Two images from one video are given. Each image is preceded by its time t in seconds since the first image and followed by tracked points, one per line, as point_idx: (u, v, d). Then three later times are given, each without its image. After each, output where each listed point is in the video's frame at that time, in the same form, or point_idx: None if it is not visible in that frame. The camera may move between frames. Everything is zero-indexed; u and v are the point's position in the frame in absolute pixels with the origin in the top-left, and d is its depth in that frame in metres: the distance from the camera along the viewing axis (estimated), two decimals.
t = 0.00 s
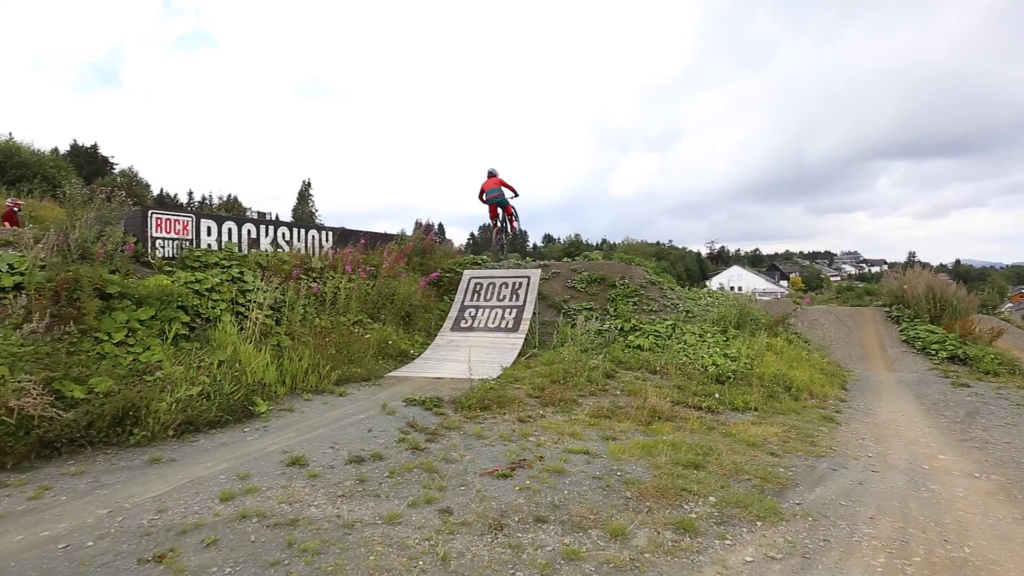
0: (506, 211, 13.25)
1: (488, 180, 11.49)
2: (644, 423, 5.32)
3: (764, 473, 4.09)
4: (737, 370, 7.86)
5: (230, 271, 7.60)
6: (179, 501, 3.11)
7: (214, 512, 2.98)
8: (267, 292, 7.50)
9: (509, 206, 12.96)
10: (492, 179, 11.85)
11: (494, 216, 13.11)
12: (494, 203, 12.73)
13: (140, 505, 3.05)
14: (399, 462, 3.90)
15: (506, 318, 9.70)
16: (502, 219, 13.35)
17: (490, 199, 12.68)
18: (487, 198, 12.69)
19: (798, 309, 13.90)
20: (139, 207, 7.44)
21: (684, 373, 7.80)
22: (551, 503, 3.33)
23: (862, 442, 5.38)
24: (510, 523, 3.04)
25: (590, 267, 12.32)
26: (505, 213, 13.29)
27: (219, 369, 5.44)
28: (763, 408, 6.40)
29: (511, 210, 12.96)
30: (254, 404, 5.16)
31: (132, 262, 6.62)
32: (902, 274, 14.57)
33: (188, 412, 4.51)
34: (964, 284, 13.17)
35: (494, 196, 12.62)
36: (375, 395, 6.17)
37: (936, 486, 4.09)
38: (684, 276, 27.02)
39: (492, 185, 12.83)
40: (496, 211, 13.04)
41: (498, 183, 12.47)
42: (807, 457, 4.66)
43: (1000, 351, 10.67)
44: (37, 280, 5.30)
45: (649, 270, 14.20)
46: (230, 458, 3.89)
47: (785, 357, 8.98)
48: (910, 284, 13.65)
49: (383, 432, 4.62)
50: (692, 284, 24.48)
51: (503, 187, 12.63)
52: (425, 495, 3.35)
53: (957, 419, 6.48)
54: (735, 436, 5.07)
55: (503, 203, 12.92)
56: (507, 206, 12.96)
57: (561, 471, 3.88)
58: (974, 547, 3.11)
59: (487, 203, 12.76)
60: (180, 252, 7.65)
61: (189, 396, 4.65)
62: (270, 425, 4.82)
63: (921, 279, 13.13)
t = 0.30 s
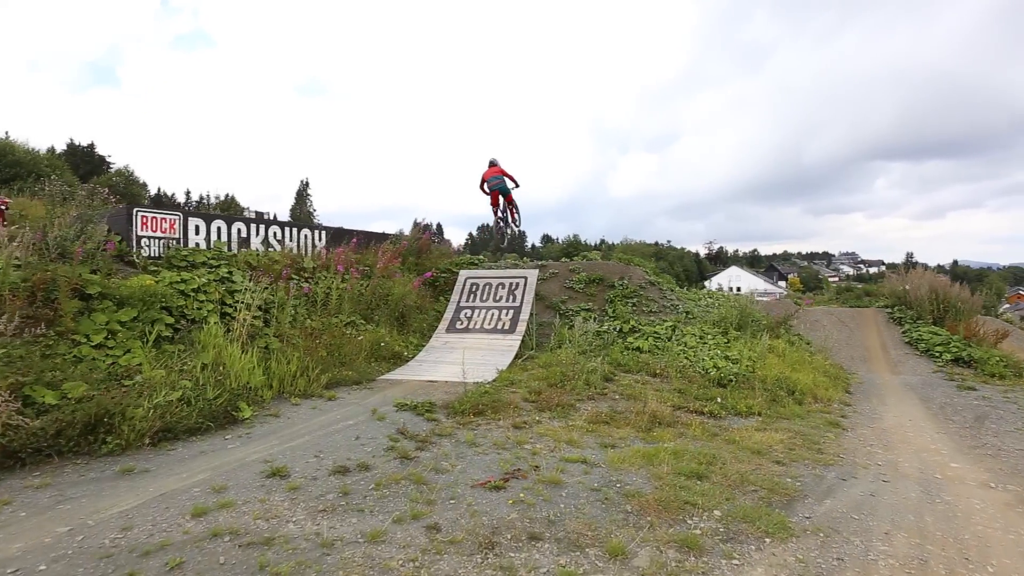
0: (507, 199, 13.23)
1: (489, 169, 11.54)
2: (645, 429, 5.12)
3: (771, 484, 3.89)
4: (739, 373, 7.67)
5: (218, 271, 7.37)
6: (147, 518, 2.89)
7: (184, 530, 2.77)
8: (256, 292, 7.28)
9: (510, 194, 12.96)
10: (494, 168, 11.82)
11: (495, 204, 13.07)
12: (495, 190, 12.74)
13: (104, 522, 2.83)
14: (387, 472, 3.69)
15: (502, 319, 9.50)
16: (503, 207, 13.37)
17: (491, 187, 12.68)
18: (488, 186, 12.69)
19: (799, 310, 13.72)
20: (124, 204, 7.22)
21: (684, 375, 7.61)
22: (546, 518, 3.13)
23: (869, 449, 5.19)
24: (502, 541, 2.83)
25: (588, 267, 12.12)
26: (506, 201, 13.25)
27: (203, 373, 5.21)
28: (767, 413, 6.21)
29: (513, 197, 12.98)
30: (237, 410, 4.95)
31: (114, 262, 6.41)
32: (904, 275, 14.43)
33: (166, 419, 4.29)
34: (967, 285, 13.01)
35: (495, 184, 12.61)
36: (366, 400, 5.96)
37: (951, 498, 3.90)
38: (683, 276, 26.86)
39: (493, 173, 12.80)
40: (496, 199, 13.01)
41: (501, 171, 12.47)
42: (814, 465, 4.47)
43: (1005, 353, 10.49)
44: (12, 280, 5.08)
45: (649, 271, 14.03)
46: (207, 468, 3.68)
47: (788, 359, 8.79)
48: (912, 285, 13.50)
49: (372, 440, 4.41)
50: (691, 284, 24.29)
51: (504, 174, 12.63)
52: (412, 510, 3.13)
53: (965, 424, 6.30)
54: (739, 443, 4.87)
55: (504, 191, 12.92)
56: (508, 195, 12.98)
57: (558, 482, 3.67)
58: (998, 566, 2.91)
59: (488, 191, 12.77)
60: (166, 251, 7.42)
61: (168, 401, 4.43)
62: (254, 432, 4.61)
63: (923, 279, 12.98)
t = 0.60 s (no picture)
0: (506, 189, 13.04)
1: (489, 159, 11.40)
2: (643, 435, 4.93)
3: (777, 494, 3.70)
4: (739, 375, 7.49)
5: (203, 271, 7.14)
6: (106, 536, 2.67)
7: (147, 550, 2.55)
8: (242, 291, 7.05)
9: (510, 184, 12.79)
10: (494, 158, 11.67)
11: (495, 195, 12.88)
12: (495, 181, 12.55)
13: (59, 542, 2.61)
14: (371, 484, 3.46)
15: (497, 320, 9.29)
16: (503, 198, 13.20)
17: (490, 177, 12.49)
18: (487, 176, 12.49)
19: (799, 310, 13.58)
20: (105, 202, 7.00)
21: (683, 378, 7.42)
22: (539, 534, 2.92)
23: (876, 454, 5.00)
24: (491, 560, 2.63)
25: (585, 267, 11.93)
26: (505, 191, 13.07)
27: (182, 376, 4.99)
28: (769, 417, 6.03)
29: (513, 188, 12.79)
30: (216, 415, 4.72)
31: (93, 261, 6.18)
32: (904, 274, 14.29)
33: (139, 426, 4.07)
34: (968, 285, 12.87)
35: (496, 174, 12.42)
36: (354, 404, 5.74)
37: (966, 508, 3.71)
38: (679, 275, 26.77)
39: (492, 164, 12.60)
40: (496, 189, 12.82)
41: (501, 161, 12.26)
42: (820, 473, 4.27)
43: (1008, 354, 10.33)
44: None
45: (647, 271, 13.85)
46: (179, 479, 3.46)
47: (788, 361, 8.62)
48: (913, 285, 13.38)
49: (358, 448, 4.19)
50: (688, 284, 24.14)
51: (504, 165, 12.43)
52: (396, 526, 2.92)
53: (972, 427, 6.13)
54: (742, 450, 4.68)
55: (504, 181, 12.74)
56: (507, 185, 12.82)
57: (552, 493, 3.46)
58: None
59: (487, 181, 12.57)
60: (149, 249, 7.19)
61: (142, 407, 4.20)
62: (233, 439, 4.38)
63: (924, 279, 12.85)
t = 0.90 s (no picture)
0: (506, 180, 12.76)
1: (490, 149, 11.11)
2: (643, 444, 4.62)
3: (790, 512, 3.39)
4: (741, 378, 7.20)
5: (180, 270, 6.80)
6: (35, 571, 2.34)
7: None
8: (220, 290, 6.70)
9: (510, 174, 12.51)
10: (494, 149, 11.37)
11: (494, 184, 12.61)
12: (494, 171, 12.25)
13: None
14: (345, 504, 3.14)
15: (490, 320, 8.98)
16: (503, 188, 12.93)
17: (490, 166, 12.20)
18: (487, 166, 12.20)
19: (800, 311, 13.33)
20: (75, 197, 6.65)
21: (683, 381, 7.13)
22: (530, 564, 2.60)
23: (889, 464, 4.71)
24: None
25: (581, 266, 11.64)
26: (505, 181, 12.79)
27: (149, 381, 4.66)
28: (775, 423, 5.73)
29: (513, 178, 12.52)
30: (185, 424, 4.39)
31: (60, 259, 5.83)
32: (906, 274, 14.03)
33: (96, 439, 3.73)
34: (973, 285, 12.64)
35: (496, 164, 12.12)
36: (337, 410, 5.40)
37: (995, 527, 3.41)
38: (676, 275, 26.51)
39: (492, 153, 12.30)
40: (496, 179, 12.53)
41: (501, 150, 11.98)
42: (834, 486, 3.97)
43: (1015, 355, 10.09)
44: None
45: (644, 270, 13.56)
46: (133, 499, 3.12)
47: (791, 363, 8.34)
48: (916, 286, 13.16)
49: (335, 461, 3.86)
50: (684, 285, 23.88)
51: (504, 154, 12.16)
52: (368, 555, 2.60)
53: (987, 434, 5.86)
54: (749, 461, 4.38)
55: (503, 171, 12.46)
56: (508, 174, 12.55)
57: (545, 513, 3.14)
58: None
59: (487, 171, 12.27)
60: (124, 247, 6.83)
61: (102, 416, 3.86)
62: (201, 451, 4.04)
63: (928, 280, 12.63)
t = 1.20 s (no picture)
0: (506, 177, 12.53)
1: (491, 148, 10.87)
2: (645, 453, 4.40)
3: (803, 528, 3.18)
4: (744, 382, 6.99)
5: (166, 270, 6.57)
6: None
7: None
8: (207, 291, 6.47)
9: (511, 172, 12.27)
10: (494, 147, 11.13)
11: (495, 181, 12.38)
12: (495, 167, 12.02)
13: None
14: (325, 521, 2.91)
15: (486, 322, 8.76)
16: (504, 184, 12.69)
17: (490, 163, 11.96)
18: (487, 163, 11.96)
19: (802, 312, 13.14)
20: (56, 195, 6.43)
21: (685, 385, 6.92)
22: None
23: (902, 474, 4.50)
24: None
25: (580, 267, 11.43)
26: (505, 178, 12.56)
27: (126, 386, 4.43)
28: (780, 429, 5.52)
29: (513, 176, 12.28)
30: (162, 432, 4.16)
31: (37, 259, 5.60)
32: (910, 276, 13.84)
33: (63, 449, 3.50)
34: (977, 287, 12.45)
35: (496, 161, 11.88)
36: (325, 417, 5.17)
37: (1021, 544, 3.20)
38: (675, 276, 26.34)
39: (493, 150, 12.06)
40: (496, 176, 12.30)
41: (502, 147, 11.72)
42: (846, 499, 3.76)
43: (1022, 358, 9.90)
44: None
45: (644, 271, 13.35)
46: (96, 515, 2.89)
47: (795, 366, 8.14)
48: (920, 287, 12.97)
49: (318, 472, 3.64)
50: (684, 285, 23.68)
51: (505, 151, 11.90)
52: None
53: (1000, 440, 5.66)
54: (756, 470, 4.16)
55: (504, 168, 12.22)
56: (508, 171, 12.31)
57: (541, 531, 2.92)
58: None
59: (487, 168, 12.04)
60: (107, 245, 6.60)
61: (71, 424, 3.63)
62: (177, 461, 3.81)
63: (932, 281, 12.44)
